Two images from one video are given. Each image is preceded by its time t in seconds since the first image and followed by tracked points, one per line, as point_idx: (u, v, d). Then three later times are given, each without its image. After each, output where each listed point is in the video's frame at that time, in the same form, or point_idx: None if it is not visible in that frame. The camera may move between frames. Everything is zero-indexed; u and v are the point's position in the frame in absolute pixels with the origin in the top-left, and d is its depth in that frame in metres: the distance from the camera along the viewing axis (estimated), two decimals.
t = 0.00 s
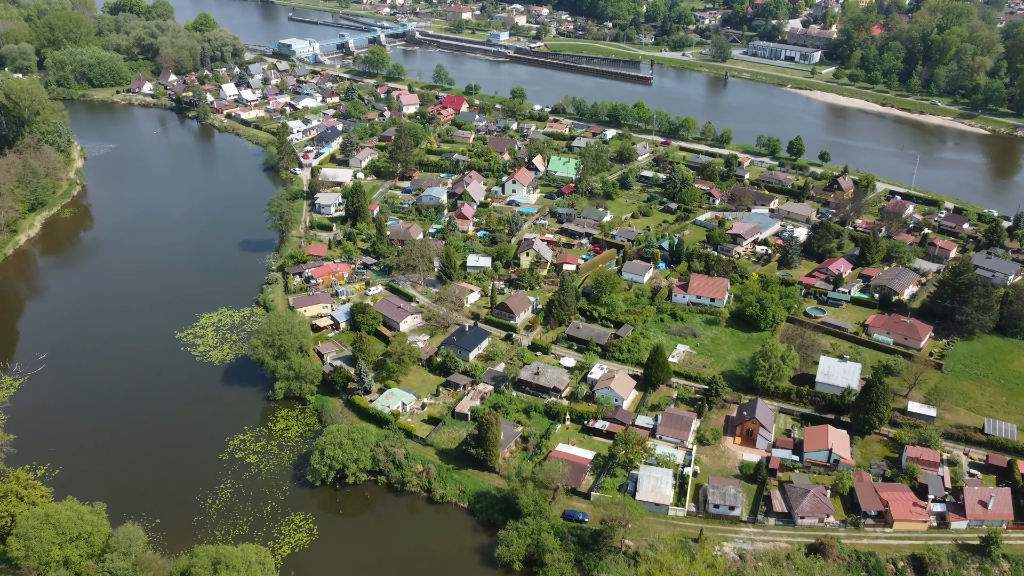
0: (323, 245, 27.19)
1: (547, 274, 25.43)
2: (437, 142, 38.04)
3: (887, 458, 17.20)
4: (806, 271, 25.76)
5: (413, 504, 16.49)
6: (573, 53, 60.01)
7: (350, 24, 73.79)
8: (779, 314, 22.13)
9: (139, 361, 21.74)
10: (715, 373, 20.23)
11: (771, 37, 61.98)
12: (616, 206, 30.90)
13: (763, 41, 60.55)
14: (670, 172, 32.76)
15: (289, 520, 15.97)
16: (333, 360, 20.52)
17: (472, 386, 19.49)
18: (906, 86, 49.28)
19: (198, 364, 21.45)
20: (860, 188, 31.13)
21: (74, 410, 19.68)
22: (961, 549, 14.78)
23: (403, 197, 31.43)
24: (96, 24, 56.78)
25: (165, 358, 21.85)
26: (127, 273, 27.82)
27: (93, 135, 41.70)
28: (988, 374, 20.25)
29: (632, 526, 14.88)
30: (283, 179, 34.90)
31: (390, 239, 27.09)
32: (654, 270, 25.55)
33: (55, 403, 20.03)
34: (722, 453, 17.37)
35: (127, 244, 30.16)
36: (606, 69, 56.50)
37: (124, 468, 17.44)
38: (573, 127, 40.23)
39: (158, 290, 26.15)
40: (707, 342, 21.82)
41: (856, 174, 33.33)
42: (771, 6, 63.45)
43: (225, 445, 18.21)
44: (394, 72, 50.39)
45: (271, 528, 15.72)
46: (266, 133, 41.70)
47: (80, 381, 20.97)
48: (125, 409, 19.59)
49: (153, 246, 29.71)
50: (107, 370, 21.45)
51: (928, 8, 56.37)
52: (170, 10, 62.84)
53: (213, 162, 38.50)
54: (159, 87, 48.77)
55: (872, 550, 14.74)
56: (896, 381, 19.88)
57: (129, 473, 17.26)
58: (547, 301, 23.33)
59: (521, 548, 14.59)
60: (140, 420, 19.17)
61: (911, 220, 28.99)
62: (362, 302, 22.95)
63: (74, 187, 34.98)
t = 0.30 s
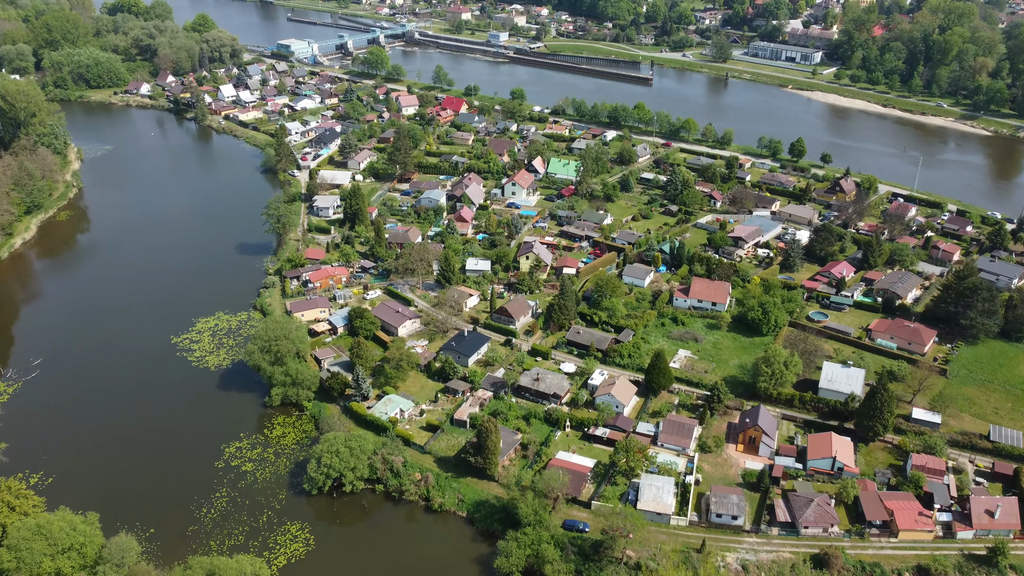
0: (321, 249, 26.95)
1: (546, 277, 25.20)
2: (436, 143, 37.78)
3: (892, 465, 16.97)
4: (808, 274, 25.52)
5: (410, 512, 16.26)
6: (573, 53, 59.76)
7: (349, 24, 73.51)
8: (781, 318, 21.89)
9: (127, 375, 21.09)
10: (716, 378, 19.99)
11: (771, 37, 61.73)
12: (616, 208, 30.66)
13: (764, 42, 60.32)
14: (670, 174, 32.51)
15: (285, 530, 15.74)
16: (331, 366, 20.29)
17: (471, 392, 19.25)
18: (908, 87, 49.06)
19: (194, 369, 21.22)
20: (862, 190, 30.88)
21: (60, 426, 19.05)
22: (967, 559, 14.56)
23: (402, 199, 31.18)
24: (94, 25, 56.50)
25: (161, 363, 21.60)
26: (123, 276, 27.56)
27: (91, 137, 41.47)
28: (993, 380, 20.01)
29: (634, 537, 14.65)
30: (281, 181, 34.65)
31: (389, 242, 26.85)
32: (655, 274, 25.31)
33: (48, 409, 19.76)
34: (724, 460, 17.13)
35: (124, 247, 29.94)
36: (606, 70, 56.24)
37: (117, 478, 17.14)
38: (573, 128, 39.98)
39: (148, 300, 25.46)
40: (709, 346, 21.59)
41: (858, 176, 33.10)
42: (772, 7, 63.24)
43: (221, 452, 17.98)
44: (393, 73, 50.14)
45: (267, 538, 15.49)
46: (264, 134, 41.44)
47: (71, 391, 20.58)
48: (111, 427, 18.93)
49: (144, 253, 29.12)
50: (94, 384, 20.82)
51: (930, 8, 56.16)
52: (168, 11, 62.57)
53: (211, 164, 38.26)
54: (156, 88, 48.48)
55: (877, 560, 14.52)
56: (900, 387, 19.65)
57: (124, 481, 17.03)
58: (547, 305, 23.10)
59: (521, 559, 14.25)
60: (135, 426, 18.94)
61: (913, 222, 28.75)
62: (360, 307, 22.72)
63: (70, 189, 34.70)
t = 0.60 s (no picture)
0: (318, 253, 26.67)
1: (546, 282, 24.95)
2: (435, 145, 37.51)
3: (897, 475, 16.71)
4: (811, 278, 25.27)
5: (408, 523, 15.99)
6: (573, 54, 59.51)
7: (348, 25, 73.25)
8: (783, 324, 21.64)
9: (122, 382, 20.84)
10: (718, 385, 19.73)
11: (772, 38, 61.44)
12: (616, 211, 30.39)
13: (765, 42, 60.06)
14: (671, 177, 32.24)
15: (280, 541, 15.47)
16: (327, 372, 20.00)
17: (469, 400, 18.99)
18: (910, 88, 48.78)
19: (189, 376, 20.93)
20: (864, 192, 30.63)
21: (53, 434, 18.76)
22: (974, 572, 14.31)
23: (401, 202, 30.91)
24: (92, 26, 56.29)
25: (156, 370, 21.30)
26: (119, 281, 27.25)
27: (88, 139, 41.22)
28: (998, 386, 19.76)
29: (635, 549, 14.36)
30: (279, 184, 34.37)
31: (386, 246, 26.57)
32: (656, 278, 25.04)
33: (41, 417, 19.48)
34: (727, 470, 16.88)
35: (120, 250, 29.65)
36: (606, 71, 55.96)
37: (110, 488, 16.85)
38: (573, 130, 39.72)
39: (144, 305, 25.21)
40: (711, 352, 21.33)
41: (860, 179, 32.84)
42: (772, 7, 62.98)
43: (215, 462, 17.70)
44: (392, 74, 49.90)
45: (262, 549, 15.23)
46: (262, 136, 41.17)
47: (64, 398, 20.29)
48: (106, 435, 18.67)
49: (141, 257, 28.87)
50: (89, 391, 20.55)
51: (932, 9, 55.89)
52: (166, 11, 62.27)
53: (209, 166, 37.96)
54: (154, 90, 48.20)
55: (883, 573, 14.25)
56: (904, 394, 19.40)
57: (116, 491, 16.74)
58: (547, 310, 22.85)
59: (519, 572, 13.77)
60: (129, 434, 18.66)
61: (917, 225, 28.48)
62: (358, 312, 22.45)
63: (66, 193, 34.43)
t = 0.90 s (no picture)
0: (315, 257, 26.35)
1: (546, 287, 24.66)
2: (433, 148, 37.22)
3: (902, 486, 16.43)
4: (814, 283, 24.98)
5: (405, 535, 15.69)
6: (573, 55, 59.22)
7: (347, 25, 72.94)
8: (786, 330, 21.35)
9: (116, 390, 20.52)
10: (720, 393, 19.45)
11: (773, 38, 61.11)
12: (617, 215, 30.10)
13: (766, 43, 59.76)
14: (672, 180, 31.94)
15: (275, 554, 15.18)
16: (324, 380, 19.70)
17: (468, 408, 18.70)
18: (912, 89, 48.47)
19: (183, 383, 20.62)
20: (867, 196, 30.34)
21: (45, 442, 18.47)
22: None
23: (399, 205, 30.62)
24: (89, 27, 56.02)
25: (150, 378, 21.00)
26: (114, 285, 26.95)
27: (85, 141, 40.93)
28: (1004, 394, 19.46)
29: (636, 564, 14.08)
30: (276, 187, 34.04)
31: (384, 250, 26.25)
32: (657, 282, 24.75)
33: (33, 425, 19.19)
34: (729, 480, 16.60)
35: (116, 254, 29.35)
36: (606, 72, 55.69)
37: (102, 499, 16.58)
38: (574, 132, 39.43)
39: (139, 310, 24.90)
40: (713, 359, 21.04)
41: (863, 182, 32.55)
42: (773, 8, 62.71)
43: (209, 472, 17.41)
44: (391, 76, 49.61)
45: (256, 563, 14.95)
46: (260, 138, 40.87)
47: (57, 405, 19.98)
48: (98, 444, 18.37)
49: (137, 261, 28.57)
50: (81, 399, 20.24)
51: (934, 10, 55.61)
52: (164, 12, 61.96)
53: (206, 169, 37.63)
54: (151, 91, 47.91)
55: None
56: (909, 402, 19.11)
57: (108, 502, 16.47)
58: (547, 316, 22.57)
59: None
60: (122, 443, 18.36)
61: (920, 229, 28.19)
62: (355, 318, 22.17)
63: (62, 196, 34.11)
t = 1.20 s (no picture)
0: (312, 262, 26.02)
1: (545, 292, 24.34)
2: (432, 150, 36.90)
3: (909, 498, 16.11)
4: (817, 289, 24.68)
5: (401, 549, 15.39)
6: (572, 56, 58.93)
7: (346, 26, 72.61)
8: (789, 337, 21.05)
9: (108, 400, 20.20)
10: (723, 402, 19.14)
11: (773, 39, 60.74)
12: (617, 219, 29.78)
13: (767, 44, 59.44)
14: (673, 183, 31.63)
15: (269, 569, 14.86)
16: (320, 389, 19.37)
17: (466, 417, 18.39)
18: (915, 91, 48.14)
19: (178, 392, 20.31)
20: (870, 200, 30.03)
21: (36, 453, 18.17)
22: None
23: (397, 209, 30.32)
24: (86, 28, 55.79)
25: (143, 387, 20.67)
26: (109, 290, 26.63)
27: (81, 143, 40.61)
28: (1011, 403, 19.14)
29: None
30: (274, 190, 33.72)
31: (382, 255, 25.92)
32: (658, 288, 24.44)
33: (25, 434, 18.92)
34: (732, 492, 16.28)
35: (111, 258, 29.04)
36: (607, 74, 55.36)
37: (93, 510, 16.32)
38: (573, 134, 39.12)
39: (134, 316, 24.60)
40: (715, 367, 20.73)
41: (866, 185, 32.26)
42: (774, 8, 62.41)
43: (202, 483, 17.11)
44: (390, 77, 49.30)
45: None
46: (257, 141, 40.54)
47: (47, 414, 19.70)
48: (89, 454, 18.08)
49: (132, 266, 28.26)
50: (73, 408, 19.92)
51: (936, 11, 55.30)
52: (162, 13, 61.61)
53: (203, 172, 37.30)
54: (148, 93, 47.61)
55: None
56: (915, 411, 18.80)
57: (99, 515, 16.19)
58: (547, 322, 22.26)
59: None
60: (113, 454, 18.05)
61: (924, 233, 27.87)
62: (352, 325, 21.86)
63: (57, 200, 33.74)
